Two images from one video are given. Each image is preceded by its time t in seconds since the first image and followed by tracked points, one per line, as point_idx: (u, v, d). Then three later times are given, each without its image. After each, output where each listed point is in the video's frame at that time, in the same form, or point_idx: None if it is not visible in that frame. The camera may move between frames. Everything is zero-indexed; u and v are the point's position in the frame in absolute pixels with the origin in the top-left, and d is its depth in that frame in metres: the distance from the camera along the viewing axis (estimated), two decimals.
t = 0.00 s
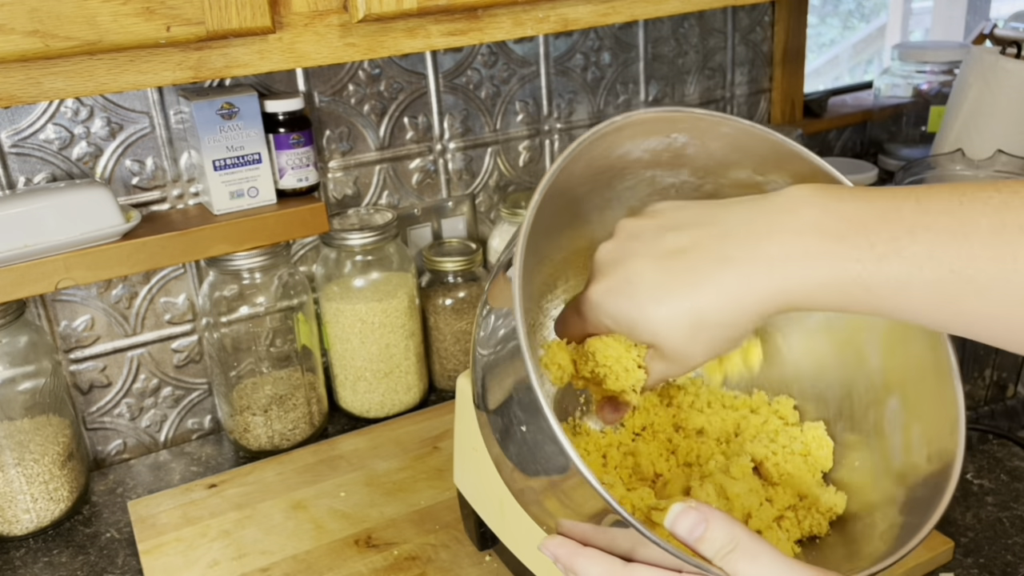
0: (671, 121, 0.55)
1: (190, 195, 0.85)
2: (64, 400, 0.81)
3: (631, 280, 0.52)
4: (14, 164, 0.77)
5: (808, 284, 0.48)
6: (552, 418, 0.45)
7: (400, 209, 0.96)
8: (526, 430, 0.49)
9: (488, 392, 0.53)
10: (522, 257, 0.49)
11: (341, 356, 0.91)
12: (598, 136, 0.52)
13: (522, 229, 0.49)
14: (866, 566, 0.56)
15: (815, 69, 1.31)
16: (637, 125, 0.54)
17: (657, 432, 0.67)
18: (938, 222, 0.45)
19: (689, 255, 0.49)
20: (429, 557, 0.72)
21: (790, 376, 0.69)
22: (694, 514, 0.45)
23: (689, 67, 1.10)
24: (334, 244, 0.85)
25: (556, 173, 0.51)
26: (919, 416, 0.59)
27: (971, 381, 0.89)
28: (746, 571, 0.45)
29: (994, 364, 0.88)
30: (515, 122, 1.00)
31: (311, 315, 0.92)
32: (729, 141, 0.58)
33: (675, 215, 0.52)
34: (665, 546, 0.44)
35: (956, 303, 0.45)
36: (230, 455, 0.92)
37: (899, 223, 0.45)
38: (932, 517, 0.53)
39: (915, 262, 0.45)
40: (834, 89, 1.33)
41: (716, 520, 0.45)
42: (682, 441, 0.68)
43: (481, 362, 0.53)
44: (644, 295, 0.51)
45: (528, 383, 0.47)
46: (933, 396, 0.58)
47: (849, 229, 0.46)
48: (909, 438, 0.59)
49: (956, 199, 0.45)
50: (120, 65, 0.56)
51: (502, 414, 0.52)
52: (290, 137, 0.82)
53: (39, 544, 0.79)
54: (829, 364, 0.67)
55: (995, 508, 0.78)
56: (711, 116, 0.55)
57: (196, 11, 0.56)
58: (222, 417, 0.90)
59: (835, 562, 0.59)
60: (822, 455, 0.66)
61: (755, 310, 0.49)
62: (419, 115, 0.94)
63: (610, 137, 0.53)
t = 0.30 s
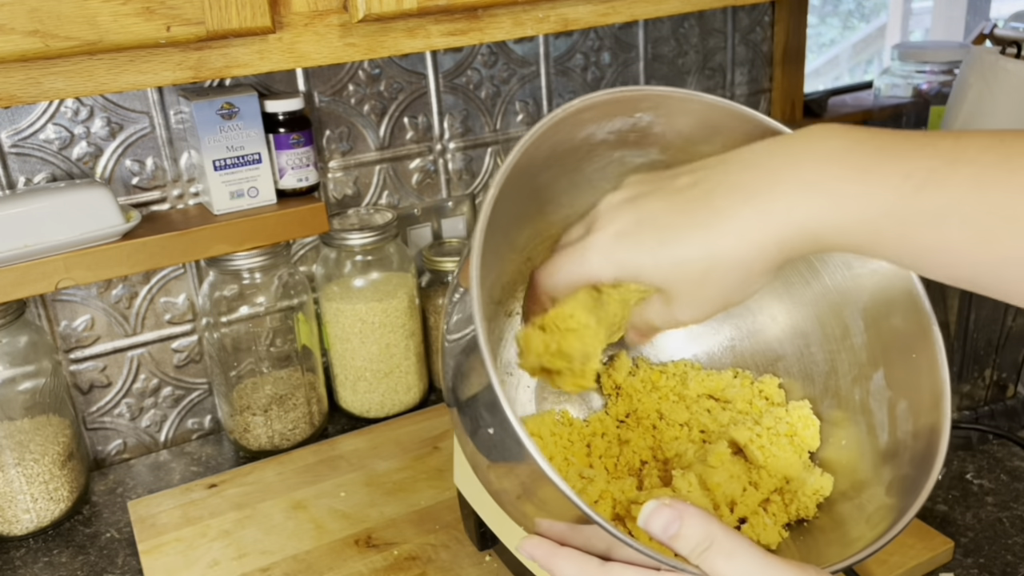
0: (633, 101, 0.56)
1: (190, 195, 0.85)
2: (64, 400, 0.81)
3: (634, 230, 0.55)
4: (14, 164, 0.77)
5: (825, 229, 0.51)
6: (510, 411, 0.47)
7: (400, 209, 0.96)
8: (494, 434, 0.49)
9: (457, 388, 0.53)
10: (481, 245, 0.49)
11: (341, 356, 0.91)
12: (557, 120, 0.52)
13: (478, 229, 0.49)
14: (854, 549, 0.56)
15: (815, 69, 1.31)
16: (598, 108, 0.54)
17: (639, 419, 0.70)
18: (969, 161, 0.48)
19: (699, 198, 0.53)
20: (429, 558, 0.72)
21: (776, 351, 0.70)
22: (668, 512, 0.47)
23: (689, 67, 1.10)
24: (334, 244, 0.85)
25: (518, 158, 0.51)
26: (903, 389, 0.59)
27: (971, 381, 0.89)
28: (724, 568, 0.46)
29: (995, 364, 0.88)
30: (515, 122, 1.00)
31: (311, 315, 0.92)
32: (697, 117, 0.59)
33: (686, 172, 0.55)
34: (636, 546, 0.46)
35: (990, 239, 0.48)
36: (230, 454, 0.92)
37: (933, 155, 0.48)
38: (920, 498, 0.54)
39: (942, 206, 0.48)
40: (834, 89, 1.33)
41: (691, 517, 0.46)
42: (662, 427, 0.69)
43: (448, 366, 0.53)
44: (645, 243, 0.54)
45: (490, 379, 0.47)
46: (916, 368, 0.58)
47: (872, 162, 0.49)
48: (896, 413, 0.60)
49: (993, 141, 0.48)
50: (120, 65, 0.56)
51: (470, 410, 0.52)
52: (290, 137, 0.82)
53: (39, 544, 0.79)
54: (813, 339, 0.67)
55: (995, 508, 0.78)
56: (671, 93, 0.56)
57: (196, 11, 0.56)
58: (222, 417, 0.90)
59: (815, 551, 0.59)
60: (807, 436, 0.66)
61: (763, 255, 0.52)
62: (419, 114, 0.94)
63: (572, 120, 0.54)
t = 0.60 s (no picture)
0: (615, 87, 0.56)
1: (190, 195, 0.85)
2: (64, 400, 0.81)
3: (642, 162, 0.49)
4: (14, 164, 0.77)
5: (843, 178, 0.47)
6: (490, 400, 0.48)
7: (400, 209, 0.96)
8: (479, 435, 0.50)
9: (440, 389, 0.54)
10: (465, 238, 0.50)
11: (341, 356, 0.91)
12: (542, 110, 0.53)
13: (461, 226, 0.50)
14: (857, 544, 0.55)
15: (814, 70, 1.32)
16: (579, 97, 0.55)
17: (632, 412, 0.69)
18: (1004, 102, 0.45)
19: (714, 134, 0.48)
20: (429, 557, 0.72)
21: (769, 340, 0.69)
22: (661, 512, 0.47)
23: (689, 67, 1.11)
24: (334, 244, 0.85)
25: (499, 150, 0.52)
26: (901, 378, 0.59)
27: (970, 381, 0.88)
28: (719, 569, 0.46)
29: (995, 364, 0.88)
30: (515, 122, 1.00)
31: (311, 315, 0.92)
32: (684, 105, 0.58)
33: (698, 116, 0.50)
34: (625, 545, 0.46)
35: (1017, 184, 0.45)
36: (230, 454, 0.92)
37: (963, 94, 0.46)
38: (920, 490, 0.54)
39: (974, 142, 0.45)
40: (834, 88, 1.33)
41: (684, 517, 0.47)
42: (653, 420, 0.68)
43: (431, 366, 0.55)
44: (654, 167, 0.49)
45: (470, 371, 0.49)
46: (914, 355, 0.58)
47: (895, 103, 0.46)
48: (893, 401, 0.60)
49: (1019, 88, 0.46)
50: (120, 65, 0.56)
51: (455, 407, 0.52)
52: (290, 137, 0.82)
53: (39, 543, 0.79)
54: (807, 328, 0.67)
55: (995, 508, 0.78)
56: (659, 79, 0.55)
57: (196, 11, 0.56)
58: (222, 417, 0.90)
59: (812, 548, 0.59)
60: (805, 426, 0.66)
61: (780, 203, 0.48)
62: (420, 114, 0.94)
63: (554, 110, 0.54)
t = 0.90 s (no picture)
0: (586, 71, 0.57)
1: (190, 195, 0.85)
2: (64, 400, 0.81)
3: (639, 152, 0.49)
4: (14, 164, 0.77)
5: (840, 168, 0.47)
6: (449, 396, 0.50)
7: (400, 209, 0.96)
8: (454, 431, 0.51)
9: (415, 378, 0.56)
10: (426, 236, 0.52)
11: (341, 356, 0.91)
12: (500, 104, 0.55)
13: (420, 224, 0.52)
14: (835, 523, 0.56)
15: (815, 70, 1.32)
16: (546, 83, 0.56)
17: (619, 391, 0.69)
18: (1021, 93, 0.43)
19: (711, 118, 0.48)
20: (429, 557, 0.72)
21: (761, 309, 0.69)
22: (625, 504, 0.45)
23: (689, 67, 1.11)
24: (334, 244, 0.85)
25: (462, 143, 0.54)
26: (885, 352, 0.60)
27: (971, 381, 0.88)
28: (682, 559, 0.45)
29: (995, 364, 0.88)
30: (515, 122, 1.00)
31: (311, 315, 0.92)
32: (653, 85, 0.59)
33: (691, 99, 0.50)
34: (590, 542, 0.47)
35: None
36: (230, 454, 0.92)
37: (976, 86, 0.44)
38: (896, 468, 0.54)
39: (983, 135, 0.44)
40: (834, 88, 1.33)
41: (648, 507, 0.45)
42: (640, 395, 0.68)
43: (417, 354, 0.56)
44: (653, 159, 0.48)
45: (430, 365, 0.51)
46: (898, 331, 0.59)
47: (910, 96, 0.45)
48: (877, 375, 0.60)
49: None
50: (120, 65, 0.56)
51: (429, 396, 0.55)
52: (290, 137, 0.82)
53: (39, 544, 0.79)
54: (797, 298, 0.67)
55: (995, 508, 0.78)
56: (626, 63, 0.57)
57: (196, 10, 0.56)
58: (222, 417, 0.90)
59: (791, 526, 0.60)
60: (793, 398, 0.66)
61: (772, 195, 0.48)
62: (420, 115, 0.94)
63: (517, 100, 0.56)
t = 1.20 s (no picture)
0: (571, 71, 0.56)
1: (190, 195, 0.85)
2: (64, 400, 0.81)
3: (628, 186, 0.47)
4: (14, 164, 0.77)
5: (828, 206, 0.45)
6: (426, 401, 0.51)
7: (400, 208, 0.96)
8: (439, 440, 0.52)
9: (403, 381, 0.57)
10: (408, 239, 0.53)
11: (341, 356, 0.91)
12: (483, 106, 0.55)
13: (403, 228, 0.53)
14: (828, 528, 0.56)
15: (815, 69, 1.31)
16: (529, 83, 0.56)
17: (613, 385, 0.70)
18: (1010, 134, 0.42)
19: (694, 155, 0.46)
20: (429, 557, 0.72)
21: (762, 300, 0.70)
22: (613, 520, 0.45)
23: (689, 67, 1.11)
24: (334, 244, 0.85)
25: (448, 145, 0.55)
26: (885, 350, 0.59)
27: (971, 381, 0.88)
28: None
29: (995, 364, 0.88)
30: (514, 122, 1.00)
31: (311, 315, 0.92)
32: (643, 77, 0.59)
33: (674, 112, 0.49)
34: (579, 556, 0.47)
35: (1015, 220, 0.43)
36: (230, 454, 0.92)
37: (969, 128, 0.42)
38: (892, 471, 0.54)
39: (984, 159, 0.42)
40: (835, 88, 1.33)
41: (636, 521, 0.44)
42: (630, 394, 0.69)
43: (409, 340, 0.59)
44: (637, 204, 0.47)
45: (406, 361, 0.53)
46: (897, 327, 0.58)
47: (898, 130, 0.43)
48: (876, 374, 0.60)
49: None
50: (120, 65, 0.56)
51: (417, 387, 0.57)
52: (290, 137, 0.82)
53: (39, 544, 0.79)
54: (798, 291, 0.67)
55: (995, 508, 0.78)
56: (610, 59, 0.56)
57: (196, 11, 0.56)
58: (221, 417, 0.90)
59: (788, 528, 0.60)
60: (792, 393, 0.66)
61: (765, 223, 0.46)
62: (419, 114, 0.94)
63: (498, 102, 0.56)
